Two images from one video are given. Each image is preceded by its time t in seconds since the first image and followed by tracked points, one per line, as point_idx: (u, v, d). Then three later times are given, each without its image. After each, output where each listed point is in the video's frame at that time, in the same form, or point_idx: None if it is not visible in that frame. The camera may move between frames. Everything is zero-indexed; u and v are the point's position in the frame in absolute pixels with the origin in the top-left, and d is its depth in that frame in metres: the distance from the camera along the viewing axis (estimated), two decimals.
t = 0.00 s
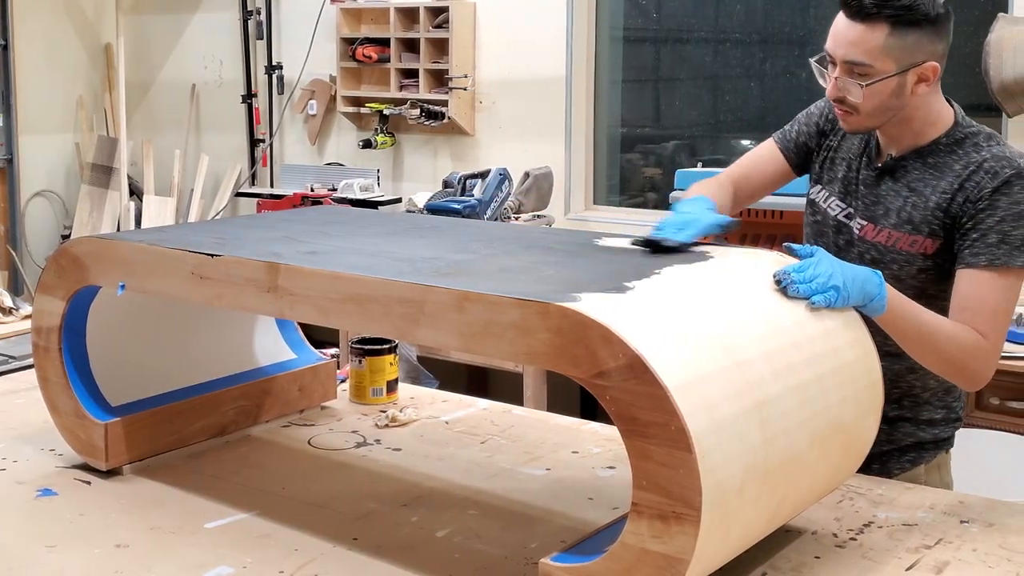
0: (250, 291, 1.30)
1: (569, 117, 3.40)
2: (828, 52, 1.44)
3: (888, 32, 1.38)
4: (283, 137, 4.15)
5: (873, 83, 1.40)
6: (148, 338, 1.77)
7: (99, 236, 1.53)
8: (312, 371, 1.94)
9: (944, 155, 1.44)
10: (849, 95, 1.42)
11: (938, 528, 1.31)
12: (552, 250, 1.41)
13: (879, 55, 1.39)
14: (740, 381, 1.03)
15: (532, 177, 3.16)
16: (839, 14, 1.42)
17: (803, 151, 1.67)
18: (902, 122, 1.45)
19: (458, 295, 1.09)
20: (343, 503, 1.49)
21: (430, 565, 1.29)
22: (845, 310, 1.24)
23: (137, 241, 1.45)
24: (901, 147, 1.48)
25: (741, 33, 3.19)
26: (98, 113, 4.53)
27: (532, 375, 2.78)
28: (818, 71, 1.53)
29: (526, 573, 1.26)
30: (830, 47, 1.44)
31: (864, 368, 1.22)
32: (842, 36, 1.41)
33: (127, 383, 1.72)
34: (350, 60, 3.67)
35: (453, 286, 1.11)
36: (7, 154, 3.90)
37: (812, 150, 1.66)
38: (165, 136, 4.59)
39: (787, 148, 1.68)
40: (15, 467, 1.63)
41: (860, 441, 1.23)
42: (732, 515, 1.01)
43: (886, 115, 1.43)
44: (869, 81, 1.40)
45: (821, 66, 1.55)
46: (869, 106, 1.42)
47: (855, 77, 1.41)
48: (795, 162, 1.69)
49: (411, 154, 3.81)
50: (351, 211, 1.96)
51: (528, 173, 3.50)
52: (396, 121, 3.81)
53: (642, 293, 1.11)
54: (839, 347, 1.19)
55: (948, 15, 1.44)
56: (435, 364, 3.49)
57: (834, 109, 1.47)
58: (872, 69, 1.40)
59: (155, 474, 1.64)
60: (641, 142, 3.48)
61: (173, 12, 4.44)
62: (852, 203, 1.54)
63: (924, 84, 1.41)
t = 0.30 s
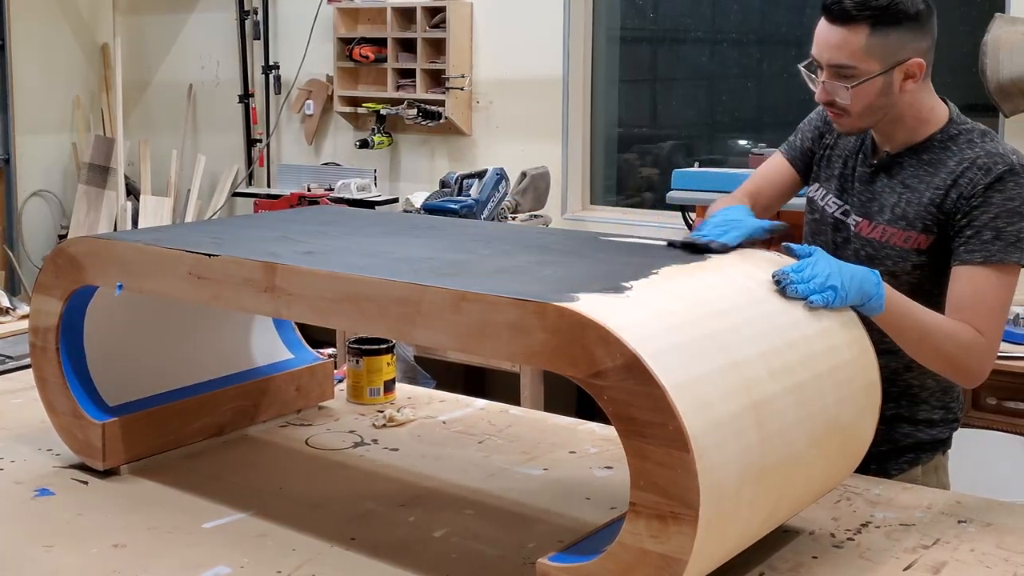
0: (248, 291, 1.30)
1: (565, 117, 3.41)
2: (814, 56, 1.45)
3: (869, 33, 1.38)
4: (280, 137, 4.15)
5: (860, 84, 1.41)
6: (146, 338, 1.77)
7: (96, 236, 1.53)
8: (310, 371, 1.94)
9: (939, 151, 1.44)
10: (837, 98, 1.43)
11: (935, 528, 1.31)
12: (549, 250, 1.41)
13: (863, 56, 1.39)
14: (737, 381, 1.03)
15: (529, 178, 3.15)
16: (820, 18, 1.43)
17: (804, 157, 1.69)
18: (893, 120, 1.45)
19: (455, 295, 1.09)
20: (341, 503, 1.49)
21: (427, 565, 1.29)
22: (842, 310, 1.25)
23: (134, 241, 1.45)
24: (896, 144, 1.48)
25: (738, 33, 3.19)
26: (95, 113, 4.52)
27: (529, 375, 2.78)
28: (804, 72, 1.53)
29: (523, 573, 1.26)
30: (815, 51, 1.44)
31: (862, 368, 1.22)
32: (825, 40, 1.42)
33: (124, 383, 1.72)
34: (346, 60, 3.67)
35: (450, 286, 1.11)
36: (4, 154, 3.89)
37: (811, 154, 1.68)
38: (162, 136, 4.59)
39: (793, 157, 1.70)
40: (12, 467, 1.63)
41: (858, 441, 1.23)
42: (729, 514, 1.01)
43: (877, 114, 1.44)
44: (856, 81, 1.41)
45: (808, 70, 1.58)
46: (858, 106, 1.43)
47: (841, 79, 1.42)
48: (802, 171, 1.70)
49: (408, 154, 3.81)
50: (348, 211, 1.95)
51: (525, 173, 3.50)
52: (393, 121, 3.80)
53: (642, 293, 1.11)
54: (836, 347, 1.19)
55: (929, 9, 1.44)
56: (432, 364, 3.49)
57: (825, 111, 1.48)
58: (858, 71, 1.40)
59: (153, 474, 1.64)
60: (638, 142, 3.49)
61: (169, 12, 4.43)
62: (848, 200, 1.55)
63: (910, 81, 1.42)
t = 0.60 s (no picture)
0: (244, 291, 1.30)
1: (563, 117, 3.41)
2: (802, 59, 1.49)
3: (852, 32, 1.41)
4: (277, 137, 4.15)
5: (842, 84, 1.44)
6: (143, 338, 1.76)
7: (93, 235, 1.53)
8: (306, 370, 1.93)
9: (933, 151, 1.44)
10: (822, 98, 1.46)
11: (932, 528, 1.31)
12: (546, 250, 1.41)
13: (846, 56, 1.42)
14: (734, 381, 1.03)
15: (525, 177, 3.15)
16: (807, 23, 1.47)
17: (793, 160, 1.69)
18: (882, 122, 1.47)
19: (452, 295, 1.09)
20: (338, 503, 1.49)
21: (424, 565, 1.29)
22: (840, 310, 1.25)
23: (131, 241, 1.45)
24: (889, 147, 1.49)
25: (735, 33, 3.19)
26: (92, 113, 4.52)
27: (526, 375, 2.78)
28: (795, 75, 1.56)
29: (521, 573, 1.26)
30: (802, 53, 1.48)
31: (859, 368, 1.23)
32: (812, 39, 1.45)
33: (121, 383, 1.72)
34: (344, 60, 3.67)
35: (447, 286, 1.11)
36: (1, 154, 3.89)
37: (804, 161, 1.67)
38: (159, 136, 4.59)
39: (775, 157, 1.71)
40: (9, 467, 1.63)
41: (855, 440, 1.23)
42: (726, 514, 1.01)
43: (864, 113, 1.46)
44: (839, 81, 1.44)
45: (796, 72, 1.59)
46: (844, 105, 1.45)
47: (825, 79, 1.45)
48: (783, 169, 1.71)
49: (405, 154, 3.81)
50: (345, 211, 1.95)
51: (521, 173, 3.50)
52: (390, 121, 3.80)
53: (639, 293, 1.11)
54: (833, 347, 1.19)
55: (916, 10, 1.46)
56: (429, 364, 3.49)
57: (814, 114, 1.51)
58: (841, 70, 1.43)
59: (150, 474, 1.63)
60: (635, 141, 3.49)
61: (166, 11, 4.43)
62: (844, 204, 1.55)
63: (896, 81, 1.44)
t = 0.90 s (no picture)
0: (242, 291, 1.30)
1: (560, 116, 3.41)
2: (562, 69, 1.88)
3: (606, 28, 1.84)
4: (274, 137, 4.15)
5: (613, 72, 1.84)
6: (140, 338, 1.77)
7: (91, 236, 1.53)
8: (304, 371, 1.94)
9: (666, 140, 1.86)
10: (596, 93, 1.85)
11: (928, 528, 1.32)
12: (543, 250, 1.41)
13: (608, 47, 1.84)
14: (730, 380, 1.04)
15: (522, 177, 3.15)
16: (556, 39, 1.88)
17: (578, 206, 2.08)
18: (639, 108, 1.87)
19: (449, 295, 1.09)
20: (335, 503, 1.49)
21: (421, 564, 1.29)
22: (836, 310, 1.25)
23: (128, 241, 1.45)
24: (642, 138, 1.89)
25: (731, 33, 3.20)
26: (89, 113, 4.52)
27: (523, 374, 2.78)
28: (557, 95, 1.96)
29: (517, 573, 1.26)
30: (561, 64, 1.87)
31: (855, 368, 1.23)
32: (567, 49, 1.85)
33: (119, 383, 1.72)
34: (340, 60, 3.67)
35: (444, 286, 1.11)
36: None
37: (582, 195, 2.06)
38: (156, 136, 4.59)
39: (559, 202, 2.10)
40: (6, 467, 1.63)
41: (851, 440, 1.24)
42: (723, 514, 1.01)
43: (630, 97, 1.85)
44: (608, 72, 1.84)
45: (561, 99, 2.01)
46: (614, 94, 1.85)
47: (595, 74, 1.85)
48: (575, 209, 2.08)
49: (402, 154, 3.82)
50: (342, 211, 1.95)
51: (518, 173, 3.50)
52: (387, 121, 3.81)
53: (636, 293, 1.12)
54: (829, 346, 1.20)
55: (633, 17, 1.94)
56: (426, 364, 3.49)
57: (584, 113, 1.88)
58: (608, 62, 1.84)
59: (148, 474, 1.64)
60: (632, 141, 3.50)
61: (163, 11, 4.43)
62: (620, 209, 1.94)
63: (639, 67, 1.88)
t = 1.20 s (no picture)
0: (238, 291, 1.30)
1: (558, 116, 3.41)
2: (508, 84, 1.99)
3: (534, 58, 1.91)
4: (271, 138, 4.15)
5: (534, 99, 1.94)
6: (137, 338, 1.76)
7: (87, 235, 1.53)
8: (301, 371, 1.94)
9: (625, 136, 1.91)
10: (522, 112, 1.96)
11: (924, 528, 1.32)
12: (540, 250, 1.41)
13: (533, 78, 1.92)
14: (726, 381, 1.04)
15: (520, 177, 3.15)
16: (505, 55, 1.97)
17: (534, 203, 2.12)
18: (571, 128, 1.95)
19: (445, 295, 1.09)
20: (331, 503, 1.49)
21: (418, 564, 1.29)
22: (832, 309, 1.25)
23: (125, 241, 1.45)
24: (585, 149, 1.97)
25: (728, 33, 3.20)
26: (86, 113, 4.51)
27: (520, 374, 2.78)
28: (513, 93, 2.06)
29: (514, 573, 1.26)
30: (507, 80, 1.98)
31: (851, 367, 1.23)
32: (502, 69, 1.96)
33: (116, 383, 1.72)
34: (337, 59, 3.67)
35: (440, 285, 1.11)
36: None
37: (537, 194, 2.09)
38: (153, 135, 4.58)
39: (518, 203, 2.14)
40: (3, 467, 1.63)
41: (848, 440, 1.24)
42: (720, 514, 1.01)
43: (556, 121, 1.95)
44: (531, 98, 1.94)
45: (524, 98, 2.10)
46: (537, 115, 1.95)
47: (522, 97, 1.95)
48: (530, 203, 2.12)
49: (399, 154, 3.81)
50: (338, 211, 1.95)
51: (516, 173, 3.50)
52: (384, 121, 3.81)
53: (633, 293, 1.11)
54: (826, 347, 1.20)
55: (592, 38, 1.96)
56: (422, 364, 3.49)
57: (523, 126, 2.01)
58: (530, 91, 1.94)
59: (144, 474, 1.63)
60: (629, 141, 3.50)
61: (160, 11, 4.42)
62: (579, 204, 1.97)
63: (576, 92, 1.92)
